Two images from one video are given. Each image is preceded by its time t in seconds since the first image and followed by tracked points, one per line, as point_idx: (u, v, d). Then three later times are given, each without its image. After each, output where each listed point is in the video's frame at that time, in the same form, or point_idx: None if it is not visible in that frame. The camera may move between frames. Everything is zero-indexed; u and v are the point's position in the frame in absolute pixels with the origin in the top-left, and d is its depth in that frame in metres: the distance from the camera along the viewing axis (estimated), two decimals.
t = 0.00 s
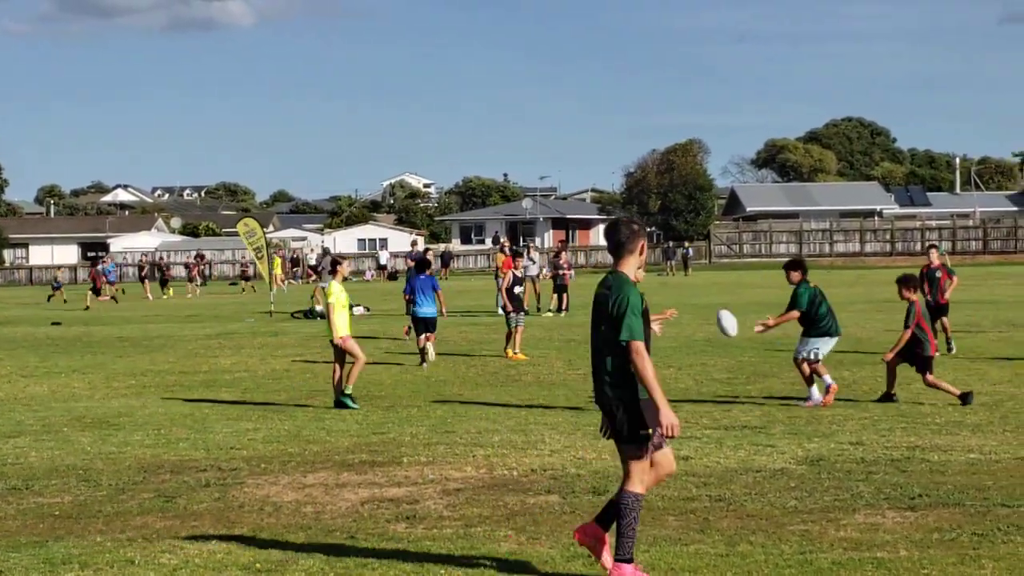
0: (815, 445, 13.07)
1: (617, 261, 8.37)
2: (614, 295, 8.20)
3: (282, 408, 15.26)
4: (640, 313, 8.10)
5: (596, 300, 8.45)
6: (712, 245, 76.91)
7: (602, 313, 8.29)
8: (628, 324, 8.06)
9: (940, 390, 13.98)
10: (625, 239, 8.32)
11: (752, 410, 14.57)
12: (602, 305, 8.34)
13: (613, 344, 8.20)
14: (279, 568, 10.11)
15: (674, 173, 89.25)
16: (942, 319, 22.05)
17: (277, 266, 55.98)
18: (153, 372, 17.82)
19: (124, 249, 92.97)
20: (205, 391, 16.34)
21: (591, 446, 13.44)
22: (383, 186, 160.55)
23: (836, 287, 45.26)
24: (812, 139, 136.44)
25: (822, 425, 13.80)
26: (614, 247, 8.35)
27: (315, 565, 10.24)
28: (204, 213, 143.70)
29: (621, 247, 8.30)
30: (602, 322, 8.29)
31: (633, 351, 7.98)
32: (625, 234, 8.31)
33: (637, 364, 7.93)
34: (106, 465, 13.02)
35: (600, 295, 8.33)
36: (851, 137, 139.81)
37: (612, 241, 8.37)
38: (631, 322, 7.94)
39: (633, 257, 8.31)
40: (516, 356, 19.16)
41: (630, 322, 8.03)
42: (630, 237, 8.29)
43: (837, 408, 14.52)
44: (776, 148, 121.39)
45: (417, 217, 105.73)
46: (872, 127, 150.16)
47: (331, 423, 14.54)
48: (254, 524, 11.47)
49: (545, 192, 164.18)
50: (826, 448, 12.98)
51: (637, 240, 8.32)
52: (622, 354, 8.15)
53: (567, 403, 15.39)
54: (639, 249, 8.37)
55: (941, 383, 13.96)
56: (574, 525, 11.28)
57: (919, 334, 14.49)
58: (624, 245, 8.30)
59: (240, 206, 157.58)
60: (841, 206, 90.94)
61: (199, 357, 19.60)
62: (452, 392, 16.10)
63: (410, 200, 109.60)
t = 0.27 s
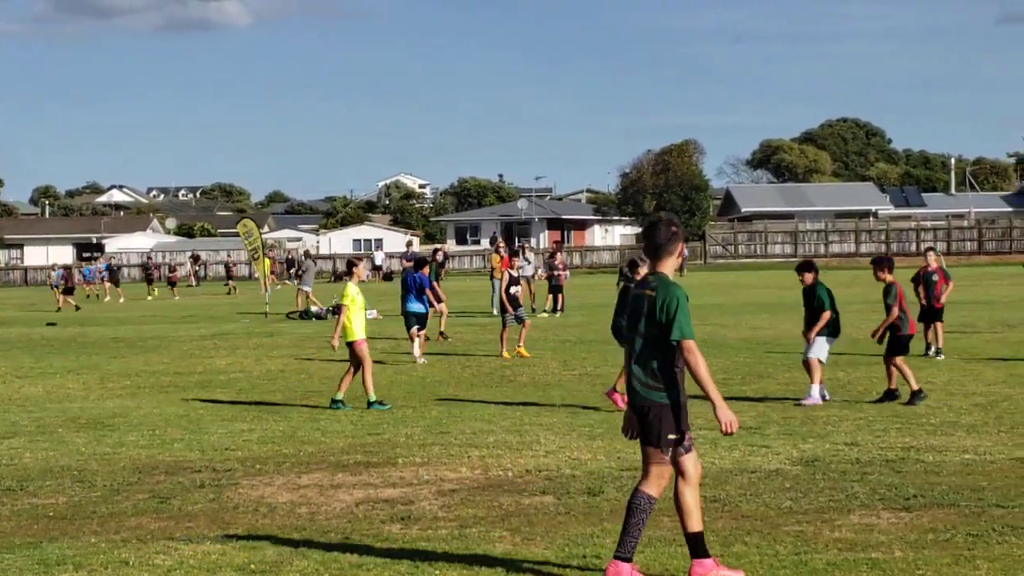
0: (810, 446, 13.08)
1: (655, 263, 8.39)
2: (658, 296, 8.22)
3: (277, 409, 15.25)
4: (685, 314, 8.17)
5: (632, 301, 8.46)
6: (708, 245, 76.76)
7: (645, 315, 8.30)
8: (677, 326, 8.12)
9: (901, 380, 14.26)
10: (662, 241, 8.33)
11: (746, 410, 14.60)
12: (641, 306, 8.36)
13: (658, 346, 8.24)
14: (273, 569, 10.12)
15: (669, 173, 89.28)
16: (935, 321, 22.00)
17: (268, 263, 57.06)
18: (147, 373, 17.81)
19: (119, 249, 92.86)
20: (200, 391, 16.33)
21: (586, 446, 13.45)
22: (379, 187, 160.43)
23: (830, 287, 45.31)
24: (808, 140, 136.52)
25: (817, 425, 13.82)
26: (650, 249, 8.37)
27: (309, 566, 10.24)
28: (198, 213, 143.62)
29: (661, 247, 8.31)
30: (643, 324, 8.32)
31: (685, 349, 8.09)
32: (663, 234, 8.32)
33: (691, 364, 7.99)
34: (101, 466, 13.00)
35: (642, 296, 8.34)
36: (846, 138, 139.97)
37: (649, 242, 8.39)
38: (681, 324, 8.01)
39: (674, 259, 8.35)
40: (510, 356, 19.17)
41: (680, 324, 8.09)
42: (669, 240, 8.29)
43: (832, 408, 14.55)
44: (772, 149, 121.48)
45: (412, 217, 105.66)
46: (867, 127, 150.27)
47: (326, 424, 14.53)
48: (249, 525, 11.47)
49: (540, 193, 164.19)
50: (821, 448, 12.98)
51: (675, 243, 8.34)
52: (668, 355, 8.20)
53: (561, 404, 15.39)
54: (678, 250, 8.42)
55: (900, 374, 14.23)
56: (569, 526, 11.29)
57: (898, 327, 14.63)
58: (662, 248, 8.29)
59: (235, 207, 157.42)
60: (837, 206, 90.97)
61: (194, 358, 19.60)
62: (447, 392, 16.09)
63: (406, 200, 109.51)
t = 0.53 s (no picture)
0: (806, 446, 13.09)
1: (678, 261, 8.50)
2: (688, 293, 8.27)
3: (272, 409, 15.24)
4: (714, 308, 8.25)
5: (659, 301, 8.50)
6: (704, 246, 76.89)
7: (673, 313, 8.35)
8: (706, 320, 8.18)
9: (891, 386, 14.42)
10: (686, 239, 8.47)
11: (743, 410, 14.63)
12: (670, 304, 8.41)
13: (690, 343, 8.28)
14: (269, 569, 10.12)
15: (664, 173, 89.32)
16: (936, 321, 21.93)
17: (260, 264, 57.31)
18: (143, 373, 17.80)
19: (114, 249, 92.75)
20: (196, 391, 16.32)
21: (582, 446, 13.45)
22: (374, 187, 160.27)
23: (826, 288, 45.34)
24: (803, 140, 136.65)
25: (812, 425, 13.84)
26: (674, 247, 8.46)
27: (305, 565, 10.23)
28: (193, 213, 143.41)
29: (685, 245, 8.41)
30: (673, 322, 8.36)
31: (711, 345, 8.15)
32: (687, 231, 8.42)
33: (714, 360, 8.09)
34: (96, 466, 12.99)
35: (670, 294, 8.38)
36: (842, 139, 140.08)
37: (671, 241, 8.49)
38: (711, 318, 8.06)
39: (698, 256, 8.48)
40: (506, 356, 19.18)
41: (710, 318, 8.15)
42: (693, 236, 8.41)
43: (828, 408, 14.58)
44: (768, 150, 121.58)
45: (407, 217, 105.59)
46: (863, 128, 150.36)
47: (321, 424, 14.52)
48: (244, 525, 11.47)
49: (535, 194, 164.12)
50: (817, 448, 12.99)
51: (699, 240, 8.47)
52: (700, 351, 8.23)
53: (557, 404, 15.38)
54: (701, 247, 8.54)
55: (887, 375, 14.39)
56: (565, 525, 11.29)
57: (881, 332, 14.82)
58: (686, 246, 8.43)
59: (230, 207, 157.26)
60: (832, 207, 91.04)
61: (189, 357, 19.60)
62: (443, 392, 16.11)
63: (401, 200, 109.46)
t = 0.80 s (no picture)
0: (801, 445, 13.09)
1: (690, 260, 8.42)
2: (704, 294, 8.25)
3: (267, 409, 15.24)
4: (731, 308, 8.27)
5: (673, 301, 8.46)
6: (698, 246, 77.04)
7: (691, 313, 8.31)
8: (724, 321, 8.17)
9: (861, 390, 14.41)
10: (698, 237, 8.36)
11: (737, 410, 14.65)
12: (684, 304, 8.38)
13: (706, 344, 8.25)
14: (264, 569, 10.11)
15: (659, 173, 89.30)
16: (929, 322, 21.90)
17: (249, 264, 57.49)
18: (137, 373, 17.80)
19: (108, 250, 92.62)
20: (191, 391, 16.31)
21: (576, 446, 13.46)
22: (368, 187, 160.10)
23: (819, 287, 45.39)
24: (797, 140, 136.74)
25: (807, 425, 13.85)
26: (687, 247, 8.40)
27: (299, 566, 10.23)
28: (187, 213, 143.24)
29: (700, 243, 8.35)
30: (690, 322, 8.33)
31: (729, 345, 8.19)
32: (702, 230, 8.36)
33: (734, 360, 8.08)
34: (90, 466, 12.97)
35: (685, 294, 8.35)
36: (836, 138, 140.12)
37: (684, 240, 8.44)
38: (727, 317, 8.05)
39: (712, 255, 8.42)
40: (501, 356, 19.19)
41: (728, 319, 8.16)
42: (706, 235, 8.34)
43: (823, 408, 14.59)
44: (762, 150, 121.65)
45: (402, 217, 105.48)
46: (856, 128, 150.44)
47: (316, 424, 14.52)
48: (239, 525, 11.46)
49: (529, 193, 164.15)
50: (812, 448, 13.00)
51: (712, 237, 8.38)
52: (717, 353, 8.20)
53: (552, 403, 15.38)
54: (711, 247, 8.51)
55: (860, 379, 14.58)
56: (559, 525, 11.29)
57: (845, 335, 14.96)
58: (698, 244, 8.31)
59: (224, 207, 157.10)
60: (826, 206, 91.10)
61: (184, 357, 19.59)
62: (438, 392, 16.12)
63: (395, 200, 109.38)
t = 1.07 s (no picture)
0: (795, 445, 13.09)
1: (694, 259, 8.39)
2: (709, 294, 8.22)
3: (261, 410, 15.24)
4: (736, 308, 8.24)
5: (677, 300, 8.43)
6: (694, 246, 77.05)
7: (695, 313, 8.29)
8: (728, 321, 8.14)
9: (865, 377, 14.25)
10: (704, 237, 8.33)
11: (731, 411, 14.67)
12: (689, 303, 8.35)
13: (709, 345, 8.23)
14: (257, 570, 10.11)
15: (655, 173, 89.29)
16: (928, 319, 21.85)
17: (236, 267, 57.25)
18: (131, 374, 17.80)
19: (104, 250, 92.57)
20: (186, 392, 16.32)
21: (571, 447, 13.45)
22: (364, 188, 160.09)
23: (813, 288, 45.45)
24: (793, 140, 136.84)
25: (801, 425, 13.85)
26: (693, 246, 8.37)
27: (293, 567, 10.22)
28: (183, 214, 143.17)
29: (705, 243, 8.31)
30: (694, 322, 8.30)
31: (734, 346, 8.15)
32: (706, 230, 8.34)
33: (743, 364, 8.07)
34: (84, 468, 12.97)
35: (690, 293, 8.32)
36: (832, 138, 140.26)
37: (689, 239, 8.42)
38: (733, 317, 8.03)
39: (718, 254, 8.39)
40: (494, 357, 19.20)
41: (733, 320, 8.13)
42: (711, 235, 8.32)
43: (818, 408, 14.59)
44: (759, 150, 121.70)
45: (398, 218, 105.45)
46: (852, 128, 150.54)
47: (310, 425, 14.52)
48: (232, 526, 11.46)
49: (526, 194, 164.18)
50: (805, 448, 12.99)
51: (717, 238, 8.35)
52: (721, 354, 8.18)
53: (547, 404, 15.38)
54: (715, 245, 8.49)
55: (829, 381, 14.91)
56: (553, 526, 11.28)
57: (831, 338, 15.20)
58: (703, 244, 8.29)
59: (220, 207, 157.01)
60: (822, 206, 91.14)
61: (178, 358, 19.59)
62: (432, 393, 16.13)
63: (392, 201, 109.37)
